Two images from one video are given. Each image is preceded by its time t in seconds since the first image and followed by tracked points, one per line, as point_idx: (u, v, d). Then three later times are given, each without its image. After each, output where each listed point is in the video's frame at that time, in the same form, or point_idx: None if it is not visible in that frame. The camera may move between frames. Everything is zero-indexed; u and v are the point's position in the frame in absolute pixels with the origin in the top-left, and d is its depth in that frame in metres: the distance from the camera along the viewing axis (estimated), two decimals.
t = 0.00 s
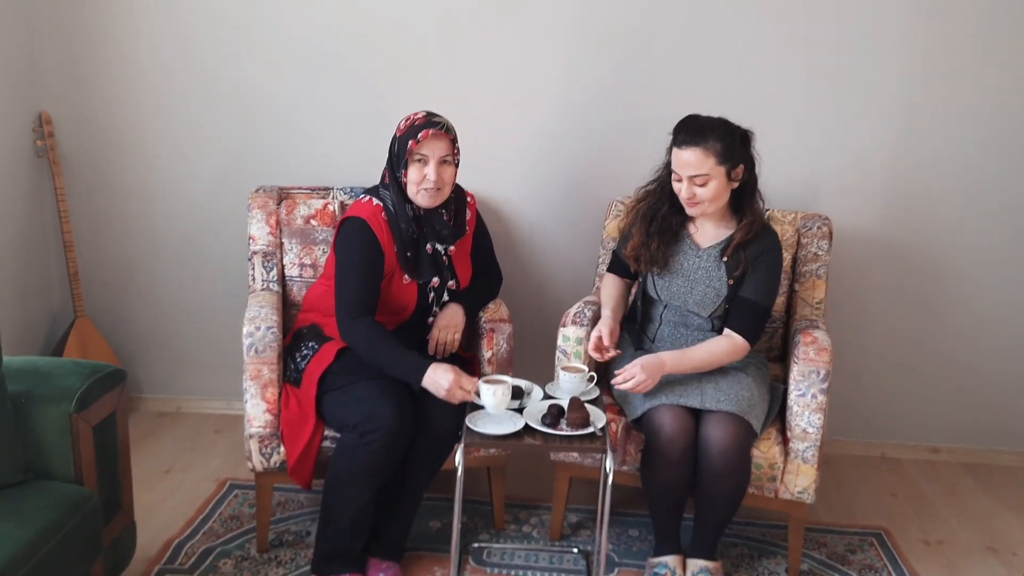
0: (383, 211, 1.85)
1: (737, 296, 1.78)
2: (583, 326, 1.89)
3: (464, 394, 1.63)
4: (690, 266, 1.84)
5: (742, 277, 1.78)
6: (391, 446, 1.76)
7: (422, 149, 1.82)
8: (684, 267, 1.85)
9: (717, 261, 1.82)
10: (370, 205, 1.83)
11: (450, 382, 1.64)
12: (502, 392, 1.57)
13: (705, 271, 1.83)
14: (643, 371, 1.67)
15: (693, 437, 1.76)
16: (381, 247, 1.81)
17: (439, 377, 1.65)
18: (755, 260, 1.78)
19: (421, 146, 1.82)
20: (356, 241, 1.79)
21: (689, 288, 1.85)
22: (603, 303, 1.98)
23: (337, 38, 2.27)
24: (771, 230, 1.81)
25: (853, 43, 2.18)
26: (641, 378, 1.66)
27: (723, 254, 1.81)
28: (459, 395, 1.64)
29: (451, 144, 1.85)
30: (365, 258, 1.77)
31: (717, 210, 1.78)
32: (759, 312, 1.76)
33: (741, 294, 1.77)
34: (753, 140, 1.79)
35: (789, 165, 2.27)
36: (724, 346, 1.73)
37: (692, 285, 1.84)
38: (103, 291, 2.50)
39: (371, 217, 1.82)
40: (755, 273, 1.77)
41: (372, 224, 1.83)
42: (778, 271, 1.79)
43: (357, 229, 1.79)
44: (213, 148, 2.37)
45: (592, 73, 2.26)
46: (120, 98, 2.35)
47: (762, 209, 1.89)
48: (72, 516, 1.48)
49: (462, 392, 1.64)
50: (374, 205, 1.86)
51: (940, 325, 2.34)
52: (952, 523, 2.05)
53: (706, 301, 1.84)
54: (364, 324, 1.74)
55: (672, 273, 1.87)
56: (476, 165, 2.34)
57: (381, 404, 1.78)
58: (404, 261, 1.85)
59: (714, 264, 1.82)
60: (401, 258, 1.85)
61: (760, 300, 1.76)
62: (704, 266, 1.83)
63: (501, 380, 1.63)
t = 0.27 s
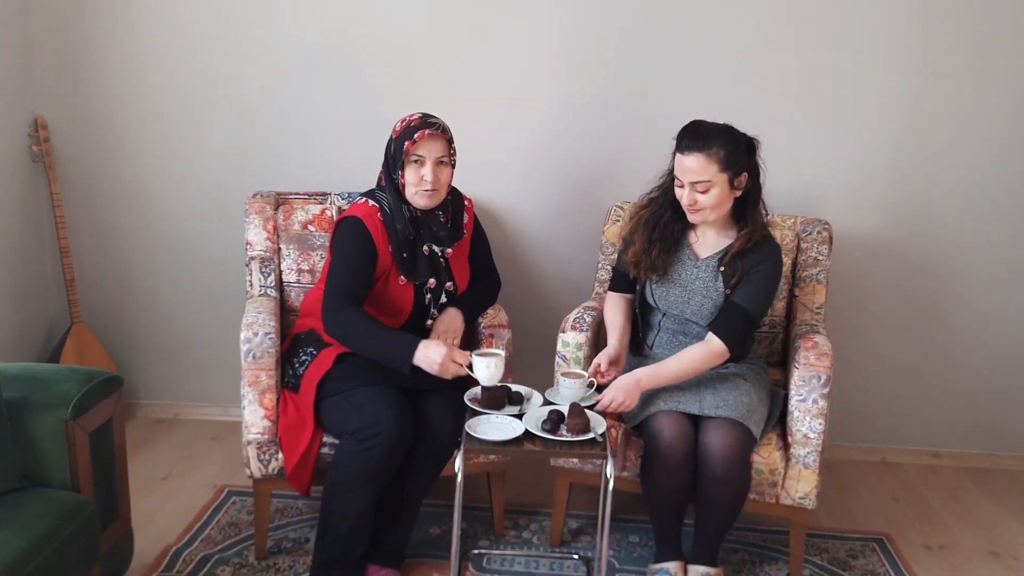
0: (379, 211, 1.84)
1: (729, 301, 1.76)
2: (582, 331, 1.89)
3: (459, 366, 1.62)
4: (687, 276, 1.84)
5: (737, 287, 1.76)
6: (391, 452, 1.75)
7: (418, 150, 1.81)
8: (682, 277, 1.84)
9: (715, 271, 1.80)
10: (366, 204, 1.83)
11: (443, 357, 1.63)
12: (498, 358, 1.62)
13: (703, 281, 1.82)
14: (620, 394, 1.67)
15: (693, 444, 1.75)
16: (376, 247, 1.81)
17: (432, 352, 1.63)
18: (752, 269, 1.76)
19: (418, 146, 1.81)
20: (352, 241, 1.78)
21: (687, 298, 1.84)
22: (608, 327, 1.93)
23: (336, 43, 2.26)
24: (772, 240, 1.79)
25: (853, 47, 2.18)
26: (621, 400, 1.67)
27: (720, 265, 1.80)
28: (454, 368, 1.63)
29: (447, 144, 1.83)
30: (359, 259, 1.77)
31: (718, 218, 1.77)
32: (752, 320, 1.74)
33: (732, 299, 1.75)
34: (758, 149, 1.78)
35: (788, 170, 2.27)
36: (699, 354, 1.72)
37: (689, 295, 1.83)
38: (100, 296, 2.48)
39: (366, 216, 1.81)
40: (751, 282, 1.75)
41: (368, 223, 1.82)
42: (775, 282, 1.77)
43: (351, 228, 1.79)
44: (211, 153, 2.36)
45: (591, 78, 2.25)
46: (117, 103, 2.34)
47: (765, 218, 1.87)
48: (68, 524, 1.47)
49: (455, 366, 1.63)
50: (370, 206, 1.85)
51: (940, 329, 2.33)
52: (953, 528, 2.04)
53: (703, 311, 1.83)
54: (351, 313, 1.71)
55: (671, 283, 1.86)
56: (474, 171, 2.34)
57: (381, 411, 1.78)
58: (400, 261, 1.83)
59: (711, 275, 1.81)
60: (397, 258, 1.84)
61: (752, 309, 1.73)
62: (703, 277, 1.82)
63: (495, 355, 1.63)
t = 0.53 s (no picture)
0: (375, 211, 1.83)
1: (731, 307, 1.75)
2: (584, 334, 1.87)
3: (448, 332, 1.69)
4: (690, 283, 1.82)
5: (740, 293, 1.75)
6: (391, 457, 1.74)
7: (421, 160, 1.79)
8: (685, 285, 1.83)
9: (717, 277, 1.79)
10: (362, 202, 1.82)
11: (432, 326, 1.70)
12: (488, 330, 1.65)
13: (705, 288, 1.80)
14: (619, 398, 1.68)
15: (696, 449, 1.74)
16: (371, 243, 1.81)
17: (420, 322, 1.70)
18: (755, 276, 1.74)
19: (421, 156, 1.79)
20: (346, 241, 1.78)
21: (689, 306, 1.83)
22: (613, 336, 1.91)
23: (334, 45, 2.25)
24: (775, 247, 1.78)
25: (855, 50, 2.17)
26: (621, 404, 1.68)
27: (723, 271, 1.78)
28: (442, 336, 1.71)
29: (449, 154, 1.81)
30: (352, 258, 1.77)
31: (720, 224, 1.75)
32: (754, 326, 1.72)
33: (735, 305, 1.74)
34: (760, 153, 1.76)
35: (790, 173, 2.25)
36: (699, 358, 1.72)
37: (692, 303, 1.82)
38: (97, 300, 2.46)
39: (362, 215, 1.81)
40: (753, 288, 1.73)
41: (364, 221, 1.81)
42: (778, 288, 1.76)
43: (346, 227, 1.79)
44: (209, 155, 2.34)
45: (592, 80, 2.24)
46: (114, 105, 2.32)
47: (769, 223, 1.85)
48: (65, 530, 1.45)
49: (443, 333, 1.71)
50: (366, 204, 1.85)
51: (943, 332, 2.32)
52: (956, 532, 2.03)
53: (706, 318, 1.82)
54: (333, 297, 1.73)
55: (673, 291, 1.85)
56: (474, 173, 2.32)
57: (381, 415, 1.76)
58: (395, 260, 1.82)
59: (714, 281, 1.79)
60: (393, 258, 1.82)
61: (754, 314, 1.72)
62: (705, 284, 1.80)
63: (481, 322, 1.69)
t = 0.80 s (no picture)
0: (376, 212, 1.82)
1: (736, 313, 1.74)
2: (587, 339, 1.86)
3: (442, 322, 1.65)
4: (696, 288, 1.81)
5: (746, 298, 1.74)
6: (395, 463, 1.72)
7: (421, 167, 1.77)
8: (690, 290, 1.82)
9: (723, 282, 1.78)
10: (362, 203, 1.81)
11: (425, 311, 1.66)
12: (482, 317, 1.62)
13: (711, 293, 1.80)
14: (624, 404, 1.67)
15: (702, 454, 1.73)
16: (369, 245, 1.80)
17: (414, 309, 1.66)
18: (761, 281, 1.74)
19: (420, 164, 1.76)
20: (344, 243, 1.77)
21: (695, 311, 1.82)
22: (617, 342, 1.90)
23: (335, 48, 2.23)
24: (781, 252, 1.77)
25: (859, 54, 2.16)
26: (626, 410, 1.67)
27: (729, 276, 1.78)
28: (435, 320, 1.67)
29: (450, 160, 1.79)
30: (350, 260, 1.77)
31: (726, 230, 1.75)
32: (760, 332, 1.71)
33: (740, 310, 1.73)
34: (766, 158, 1.77)
35: (794, 176, 2.24)
36: (704, 364, 1.71)
37: (697, 308, 1.81)
38: (96, 303, 2.44)
39: (362, 215, 1.80)
40: (759, 293, 1.73)
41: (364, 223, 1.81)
42: (784, 294, 1.75)
43: (344, 228, 1.79)
44: (209, 158, 2.32)
45: (595, 83, 2.23)
46: (114, 107, 2.30)
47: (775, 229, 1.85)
48: (66, 538, 1.44)
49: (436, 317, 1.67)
50: (368, 205, 1.84)
51: (947, 335, 2.31)
52: (961, 537, 2.02)
53: (711, 324, 1.81)
54: (322, 291, 1.71)
55: (678, 296, 1.84)
56: (476, 176, 2.31)
57: (385, 421, 1.75)
58: (395, 262, 1.81)
59: (720, 286, 1.78)
60: (393, 260, 1.81)
61: (760, 319, 1.71)
62: (711, 290, 1.79)
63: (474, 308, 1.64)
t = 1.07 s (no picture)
0: (378, 215, 1.80)
1: (746, 316, 1.73)
2: (596, 342, 1.85)
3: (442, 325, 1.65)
4: (706, 291, 1.81)
5: (756, 302, 1.73)
6: (403, 467, 1.71)
7: (426, 174, 1.74)
8: (701, 293, 1.82)
9: (733, 286, 1.78)
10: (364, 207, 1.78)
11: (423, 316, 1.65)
12: (480, 319, 1.62)
13: (721, 296, 1.79)
14: (633, 407, 1.66)
15: (712, 458, 1.73)
16: (370, 251, 1.77)
17: (412, 313, 1.66)
18: (773, 285, 1.73)
19: (424, 171, 1.74)
20: (347, 246, 1.75)
21: (705, 315, 1.81)
22: (624, 341, 1.89)
23: (337, 49, 2.21)
24: (792, 257, 1.77)
25: (865, 57, 2.16)
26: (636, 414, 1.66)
27: (739, 279, 1.77)
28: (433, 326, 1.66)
29: (454, 166, 1.76)
30: (351, 262, 1.75)
31: (737, 233, 1.74)
32: (770, 335, 1.71)
33: (750, 313, 1.72)
34: (779, 162, 1.76)
35: (799, 178, 2.24)
36: (713, 367, 1.70)
37: (707, 311, 1.81)
38: (95, 306, 2.41)
39: (364, 219, 1.78)
40: (770, 297, 1.72)
41: (365, 227, 1.78)
42: (794, 298, 1.74)
43: (345, 234, 1.76)
44: (209, 160, 2.30)
45: (599, 85, 2.22)
46: (113, 108, 2.27)
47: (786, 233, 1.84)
48: (71, 546, 1.42)
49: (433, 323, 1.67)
50: (370, 208, 1.81)
51: (950, 337, 2.32)
52: (966, 539, 2.03)
53: (721, 328, 1.80)
54: (318, 299, 1.70)
55: (688, 298, 1.83)
56: (480, 178, 2.29)
57: (393, 426, 1.73)
58: (398, 265, 1.79)
59: (730, 289, 1.78)
60: (397, 263, 1.79)
61: (770, 323, 1.70)
62: (721, 292, 1.79)
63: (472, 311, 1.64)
